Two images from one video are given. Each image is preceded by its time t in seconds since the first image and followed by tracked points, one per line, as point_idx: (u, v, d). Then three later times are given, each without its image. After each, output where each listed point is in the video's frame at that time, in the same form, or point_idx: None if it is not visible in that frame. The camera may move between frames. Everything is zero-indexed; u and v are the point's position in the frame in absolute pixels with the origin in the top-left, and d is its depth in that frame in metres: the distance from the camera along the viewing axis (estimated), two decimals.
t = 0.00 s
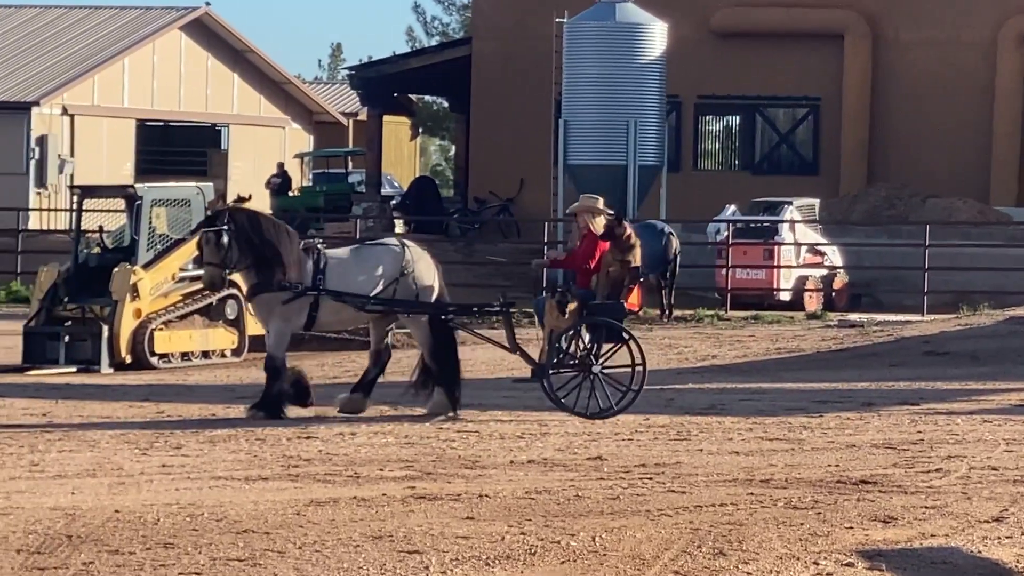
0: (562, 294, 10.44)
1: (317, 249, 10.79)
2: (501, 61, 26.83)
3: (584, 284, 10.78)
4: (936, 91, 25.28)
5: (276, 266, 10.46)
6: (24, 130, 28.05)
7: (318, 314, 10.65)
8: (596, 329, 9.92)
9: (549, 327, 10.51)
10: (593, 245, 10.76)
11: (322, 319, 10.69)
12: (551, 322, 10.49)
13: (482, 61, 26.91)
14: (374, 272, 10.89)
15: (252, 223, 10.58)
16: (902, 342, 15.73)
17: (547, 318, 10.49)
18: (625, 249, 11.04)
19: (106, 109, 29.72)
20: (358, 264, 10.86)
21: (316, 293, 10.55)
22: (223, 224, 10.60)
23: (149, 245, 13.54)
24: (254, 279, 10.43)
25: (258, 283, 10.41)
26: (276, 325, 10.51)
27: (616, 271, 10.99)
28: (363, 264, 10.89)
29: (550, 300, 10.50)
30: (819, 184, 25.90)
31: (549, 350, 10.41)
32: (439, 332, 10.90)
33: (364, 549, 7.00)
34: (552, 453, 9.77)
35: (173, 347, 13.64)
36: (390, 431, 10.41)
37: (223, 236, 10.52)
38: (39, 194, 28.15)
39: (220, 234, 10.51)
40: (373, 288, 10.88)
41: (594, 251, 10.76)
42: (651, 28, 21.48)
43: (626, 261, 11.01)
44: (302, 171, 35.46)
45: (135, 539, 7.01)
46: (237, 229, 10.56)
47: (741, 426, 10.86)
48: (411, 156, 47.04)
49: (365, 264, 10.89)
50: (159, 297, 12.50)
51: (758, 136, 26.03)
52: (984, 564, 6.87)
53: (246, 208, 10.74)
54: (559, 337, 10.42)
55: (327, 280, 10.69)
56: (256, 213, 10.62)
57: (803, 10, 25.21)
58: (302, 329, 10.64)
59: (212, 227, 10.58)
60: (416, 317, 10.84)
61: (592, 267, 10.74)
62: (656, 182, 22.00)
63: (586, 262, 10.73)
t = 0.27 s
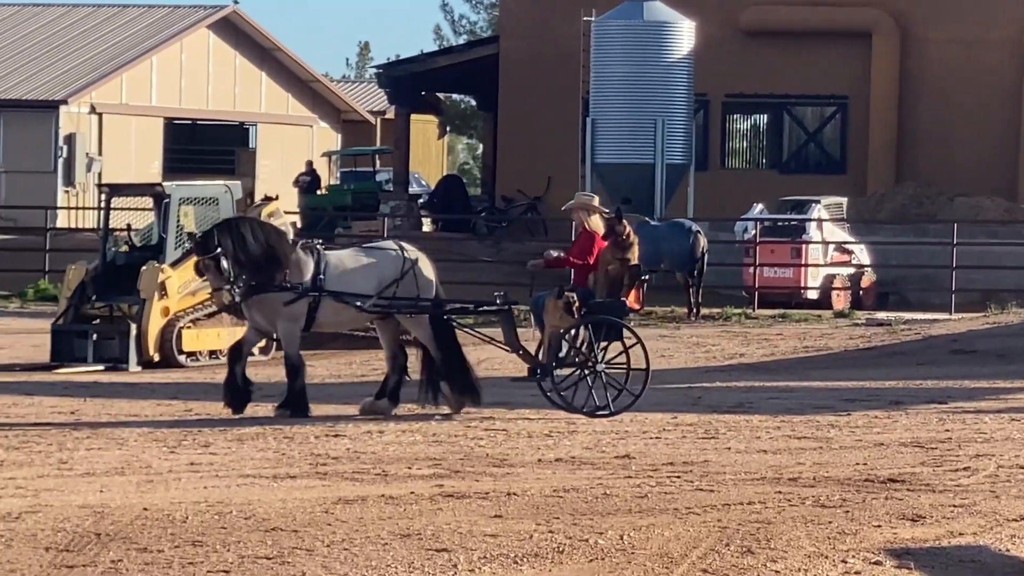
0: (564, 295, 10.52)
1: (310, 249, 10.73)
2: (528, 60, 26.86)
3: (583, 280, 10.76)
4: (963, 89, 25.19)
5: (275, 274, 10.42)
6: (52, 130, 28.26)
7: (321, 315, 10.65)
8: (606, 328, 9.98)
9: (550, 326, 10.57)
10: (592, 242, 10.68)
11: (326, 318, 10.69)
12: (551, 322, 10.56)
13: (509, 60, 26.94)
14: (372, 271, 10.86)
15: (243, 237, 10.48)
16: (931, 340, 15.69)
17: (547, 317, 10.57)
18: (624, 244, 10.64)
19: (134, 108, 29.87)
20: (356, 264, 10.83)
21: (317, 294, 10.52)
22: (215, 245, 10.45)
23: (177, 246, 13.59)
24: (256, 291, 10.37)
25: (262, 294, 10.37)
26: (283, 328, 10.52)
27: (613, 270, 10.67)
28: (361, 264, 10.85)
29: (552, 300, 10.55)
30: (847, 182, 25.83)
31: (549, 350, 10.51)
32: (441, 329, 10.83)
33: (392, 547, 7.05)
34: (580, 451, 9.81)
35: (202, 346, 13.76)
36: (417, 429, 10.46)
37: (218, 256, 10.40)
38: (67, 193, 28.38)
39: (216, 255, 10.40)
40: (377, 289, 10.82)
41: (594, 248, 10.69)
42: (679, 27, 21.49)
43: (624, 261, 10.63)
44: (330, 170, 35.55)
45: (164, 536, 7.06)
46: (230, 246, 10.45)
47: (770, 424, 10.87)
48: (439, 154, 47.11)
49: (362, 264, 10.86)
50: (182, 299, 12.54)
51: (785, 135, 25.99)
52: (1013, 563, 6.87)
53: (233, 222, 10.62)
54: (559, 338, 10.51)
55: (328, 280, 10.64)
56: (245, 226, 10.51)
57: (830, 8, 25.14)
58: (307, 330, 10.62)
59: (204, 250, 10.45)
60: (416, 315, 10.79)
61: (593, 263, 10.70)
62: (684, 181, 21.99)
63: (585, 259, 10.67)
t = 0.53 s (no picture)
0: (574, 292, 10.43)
1: (310, 245, 10.70)
2: (557, 59, 26.88)
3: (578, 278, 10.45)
4: (994, 87, 25.08)
5: (282, 269, 10.34)
6: (82, 128, 28.40)
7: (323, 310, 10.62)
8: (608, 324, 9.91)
9: (552, 323, 10.57)
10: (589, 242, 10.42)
11: (327, 315, 10.68)
12: (554, 319, 10.56)
13: (538, 59, 26.96)
14: (368, 267, 10.89)
15: (251, 229, 10.34)
16: (961, 339, 15.65)
17: (551, 314, 10.55)
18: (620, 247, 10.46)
19: (162, 107, 30.05)
20: (350, 259, 10.86)
21: (321, 289, 10.49)
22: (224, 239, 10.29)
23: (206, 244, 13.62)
24: (263, 286, 10.29)
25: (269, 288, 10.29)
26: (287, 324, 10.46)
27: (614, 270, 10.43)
28: (355, 259, 10.87)
29: (557, 296, 10.48)
30: (877, 180, 25.76)
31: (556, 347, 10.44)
32: (425, 320, 10.90)
33: (421, 545, 7.10)
34: (609, 449, 9.84)
35: (231, 343, 13.85)
36: (447, 427, 10.52)
37: (226, 248, 10.26)
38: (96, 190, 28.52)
39: (224, 248, 10.26)
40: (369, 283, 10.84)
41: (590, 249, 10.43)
42: (709, 27, 21.60)
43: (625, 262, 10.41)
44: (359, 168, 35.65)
45: (193, 534, 7.12)
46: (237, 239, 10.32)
47: (799, 422, 10.87)
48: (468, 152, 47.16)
49: (356, 260, 10.87)
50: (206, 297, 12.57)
51: (815, 133, 25.94)
52: None
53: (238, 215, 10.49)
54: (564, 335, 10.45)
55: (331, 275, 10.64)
56: (252, 219, 10.39)
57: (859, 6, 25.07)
58: (312, 325, 10.58)
59: (212, 241, 10.29)
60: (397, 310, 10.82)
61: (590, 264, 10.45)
62: (712, 180, 21.98)
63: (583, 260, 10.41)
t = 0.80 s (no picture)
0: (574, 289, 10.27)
1: (314, 245, 10.50)
2: (584, 58, 26.88)
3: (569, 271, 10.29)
4: None
5: (288, 270, 10.15)
6: (111, 125, 28.51)
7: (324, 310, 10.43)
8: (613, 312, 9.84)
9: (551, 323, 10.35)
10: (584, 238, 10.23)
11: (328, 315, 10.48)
12: (554, 318, 10.34)
13: (565, 57, 26.99)
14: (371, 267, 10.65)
15: (260, 228, 10.15)
16: (989, 337, 15.59)
17: (550, 313, 10.34)
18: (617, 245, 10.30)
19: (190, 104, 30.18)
20: (353, 257, 10.62)
21: (324, 290, 10.29)
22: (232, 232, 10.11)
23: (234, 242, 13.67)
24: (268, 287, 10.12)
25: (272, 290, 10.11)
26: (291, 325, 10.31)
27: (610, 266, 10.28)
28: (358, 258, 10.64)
29: (559, 294, 10.28)
30: (905, 178, 25.66)
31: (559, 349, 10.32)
32: (425, 320, 10.63)
33: (449, 542, 7.14)
34: (637, 447, 9.86)
35: (257, 342, 13.85)
36: (474, 424, 10.56)
37: (235, 247, 10.06)
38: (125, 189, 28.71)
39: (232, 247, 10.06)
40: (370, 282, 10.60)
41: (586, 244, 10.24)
42: (737, 23, 21.52)
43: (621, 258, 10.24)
44: (387, 166, 35.75)
45: (221, 532, 7.18)
46: (246, 238, 10.12)
47: (827, 420, 10.87)
48: (496, 150, 47.20)
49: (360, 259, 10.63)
50: (231, 297, 12.52)
51: (842, 131, 25.88)
52: None
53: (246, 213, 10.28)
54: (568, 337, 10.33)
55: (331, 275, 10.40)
56: (261, 218, 10.19)
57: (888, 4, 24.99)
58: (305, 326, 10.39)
59: (221, 239, 10.10)
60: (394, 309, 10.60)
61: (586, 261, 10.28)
62: (740, 178, 21.96)
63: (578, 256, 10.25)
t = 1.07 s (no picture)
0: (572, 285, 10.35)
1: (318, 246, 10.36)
2: (610, 57, 26.88)
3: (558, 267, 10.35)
4: None
5: (295, 267, 9.99)
6: (138, 123, 28.68)
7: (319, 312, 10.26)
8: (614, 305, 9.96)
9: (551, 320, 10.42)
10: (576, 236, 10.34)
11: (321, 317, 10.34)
12: (554, 315, 10.41)
13: (592, 57, 27.00)
14: (375, 262, 10.58)
15: (275, 218, 9.95)
16: (1018, 336, 15.54)
17: (549, 310, 10.40)
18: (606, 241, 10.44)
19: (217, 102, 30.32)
20: (356, 255, 10.54)
21: (329, 290, 10.15)
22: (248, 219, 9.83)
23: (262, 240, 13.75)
24: (274, 278, 9.91)
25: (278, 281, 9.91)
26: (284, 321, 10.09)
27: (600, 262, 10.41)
28: (361, 254, 10.56)
29: (558, 291, 10.34)
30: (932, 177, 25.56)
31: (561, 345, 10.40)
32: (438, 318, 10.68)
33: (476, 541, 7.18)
34: (664, 446, 9.89)
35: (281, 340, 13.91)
36: (502, 423, 10.60)
37: (249, 229, 9.78)
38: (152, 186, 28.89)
39: (248, 228, 9.78)
40: (376, 279, 10.55)
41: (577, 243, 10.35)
42: (763, 23, 21.50)
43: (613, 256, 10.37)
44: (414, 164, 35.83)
45: (248, 530, 7.24)
46: (260, 224, 9.88)
47: (854, 419, 10.87)
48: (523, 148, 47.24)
49: (363, 256, 10.55)
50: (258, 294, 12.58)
51: (870, 129, 25.81)
52: None
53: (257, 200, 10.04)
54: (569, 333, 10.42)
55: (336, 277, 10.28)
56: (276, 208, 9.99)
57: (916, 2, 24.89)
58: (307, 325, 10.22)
59: (236, 217, 9.80)
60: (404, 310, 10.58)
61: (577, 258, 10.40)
62: (767, 177, 21.94)
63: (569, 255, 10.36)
